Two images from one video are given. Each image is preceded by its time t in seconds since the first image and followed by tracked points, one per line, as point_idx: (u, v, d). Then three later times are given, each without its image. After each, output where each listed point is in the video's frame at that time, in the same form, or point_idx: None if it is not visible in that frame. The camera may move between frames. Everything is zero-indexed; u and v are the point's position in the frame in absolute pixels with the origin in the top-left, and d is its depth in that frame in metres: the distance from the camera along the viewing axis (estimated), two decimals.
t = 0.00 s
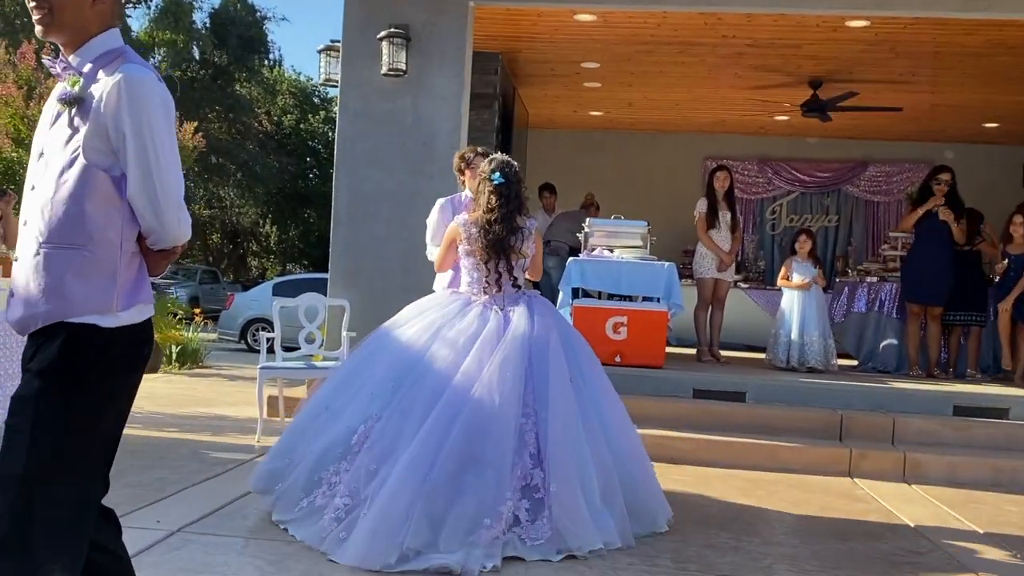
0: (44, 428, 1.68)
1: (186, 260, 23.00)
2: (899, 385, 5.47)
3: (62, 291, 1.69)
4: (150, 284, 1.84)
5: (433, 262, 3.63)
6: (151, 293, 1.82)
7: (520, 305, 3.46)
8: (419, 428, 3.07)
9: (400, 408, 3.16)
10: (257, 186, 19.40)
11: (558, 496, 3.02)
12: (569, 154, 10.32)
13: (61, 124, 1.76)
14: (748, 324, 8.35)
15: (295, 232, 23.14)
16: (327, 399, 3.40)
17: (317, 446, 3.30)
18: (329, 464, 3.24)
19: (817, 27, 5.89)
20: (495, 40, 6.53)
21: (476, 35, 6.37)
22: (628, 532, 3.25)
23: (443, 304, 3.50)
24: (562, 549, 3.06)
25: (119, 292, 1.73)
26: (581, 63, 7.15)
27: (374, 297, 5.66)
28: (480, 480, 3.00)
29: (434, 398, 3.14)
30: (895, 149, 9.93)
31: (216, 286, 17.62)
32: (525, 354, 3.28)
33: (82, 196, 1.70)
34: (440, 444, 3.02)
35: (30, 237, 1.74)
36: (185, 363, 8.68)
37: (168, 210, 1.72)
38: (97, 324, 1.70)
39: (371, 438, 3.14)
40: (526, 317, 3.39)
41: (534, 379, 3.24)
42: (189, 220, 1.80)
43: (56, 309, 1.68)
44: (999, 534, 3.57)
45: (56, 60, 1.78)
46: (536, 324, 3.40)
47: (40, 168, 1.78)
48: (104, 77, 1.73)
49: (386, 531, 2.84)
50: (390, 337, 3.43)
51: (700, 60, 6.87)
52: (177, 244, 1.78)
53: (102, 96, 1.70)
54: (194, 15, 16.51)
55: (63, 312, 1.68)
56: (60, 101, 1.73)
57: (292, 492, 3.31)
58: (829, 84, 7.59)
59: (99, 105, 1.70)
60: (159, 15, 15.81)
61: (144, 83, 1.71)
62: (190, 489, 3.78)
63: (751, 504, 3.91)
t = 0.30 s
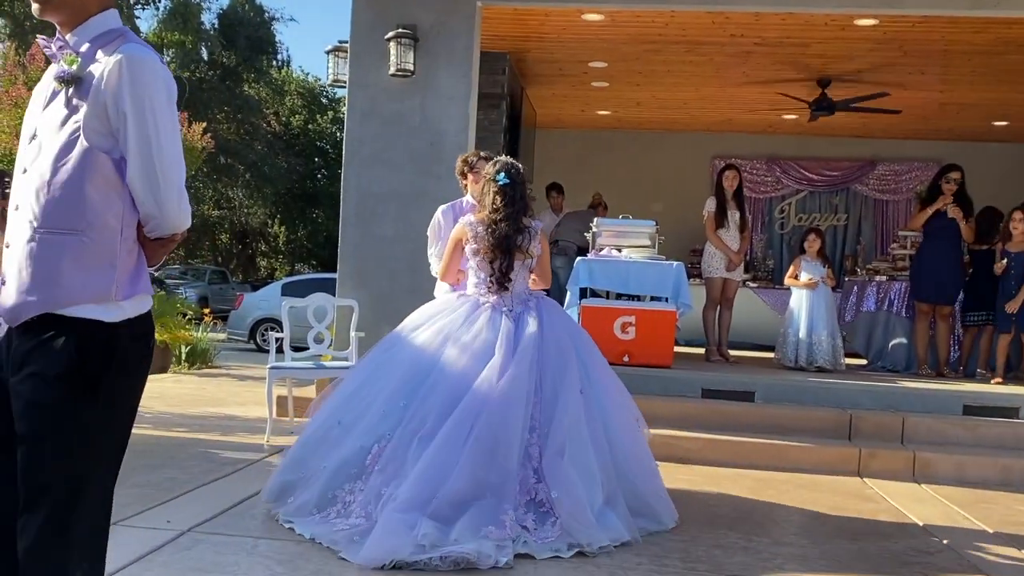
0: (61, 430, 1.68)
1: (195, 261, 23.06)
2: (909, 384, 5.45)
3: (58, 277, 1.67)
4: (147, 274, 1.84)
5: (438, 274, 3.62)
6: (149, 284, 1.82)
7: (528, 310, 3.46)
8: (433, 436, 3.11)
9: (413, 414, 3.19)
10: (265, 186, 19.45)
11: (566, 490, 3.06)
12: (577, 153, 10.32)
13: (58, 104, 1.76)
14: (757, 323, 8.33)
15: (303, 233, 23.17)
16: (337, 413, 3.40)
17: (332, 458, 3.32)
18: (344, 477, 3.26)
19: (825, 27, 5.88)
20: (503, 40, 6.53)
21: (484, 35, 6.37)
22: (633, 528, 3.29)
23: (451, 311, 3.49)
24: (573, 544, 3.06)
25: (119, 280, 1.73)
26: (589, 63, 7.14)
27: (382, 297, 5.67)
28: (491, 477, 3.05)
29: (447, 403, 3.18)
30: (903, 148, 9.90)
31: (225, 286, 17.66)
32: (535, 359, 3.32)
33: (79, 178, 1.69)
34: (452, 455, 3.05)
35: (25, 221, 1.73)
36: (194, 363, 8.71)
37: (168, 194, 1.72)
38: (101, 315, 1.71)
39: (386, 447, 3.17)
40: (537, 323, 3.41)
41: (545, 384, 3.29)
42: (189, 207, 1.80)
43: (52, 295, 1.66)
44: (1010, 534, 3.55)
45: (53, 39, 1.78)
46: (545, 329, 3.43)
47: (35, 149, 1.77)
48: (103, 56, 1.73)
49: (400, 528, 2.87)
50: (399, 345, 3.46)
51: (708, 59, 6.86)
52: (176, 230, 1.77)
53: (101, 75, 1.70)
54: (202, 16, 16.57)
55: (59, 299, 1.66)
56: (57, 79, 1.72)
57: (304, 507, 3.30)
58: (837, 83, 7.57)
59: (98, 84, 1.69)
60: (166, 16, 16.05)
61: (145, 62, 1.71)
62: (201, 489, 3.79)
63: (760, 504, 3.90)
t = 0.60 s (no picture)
0: (68, 431, 1.69)
1: (204, 262, 23.14)
2: (917, 384, 5.43)
3: (69, 282, 1.68)
4: (156, 275, 1.83)
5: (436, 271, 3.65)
6: (158, 286, 1.82)
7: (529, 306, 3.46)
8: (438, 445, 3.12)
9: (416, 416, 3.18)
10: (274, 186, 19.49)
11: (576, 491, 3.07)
12: (584, 153, 10.32)
13: (66, 109, 1.77)
14: (765, 323, 8.31)
15: (311, 233, 23.21)
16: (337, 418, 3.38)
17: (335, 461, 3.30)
18: (348, 479, 3.24)
19: (832, 25, 5.87)
20: (510, 40, 6.53)
21: (491, 35, 6.38)
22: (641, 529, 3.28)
23: (446, 310, 3.48)
24: (582, 545, 3.06)
25: (127, 283, 1.73)
26: (595, 62, 7.14)
27: (390, 297, 5.67)
28: (500, 480, 3.07)
29: (453, 405, 3.19)
30: (911, 148, 9.89)
31: (233, 286, 17.71)
32: (539, 358, 3.32)
33: (86, 183, 1.69)
34: (457, 461, 3.10)
35: (36, 226, 1.74)
36: (203, 363, 8.73)
37: (173, 199, 1.71)
38: (108, 318, 1.71)
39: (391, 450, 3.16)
40: (536, 318, 3.40)
41: (548, 383, 3.29)
42: (196, 210, 1.79)
43: (62, 299, 1.67)
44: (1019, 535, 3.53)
45: (64, 46, 1.79)
46: (547, 325, 3.42)
47: (44, 155, 1.79)
48: (111, 62, 1.73)
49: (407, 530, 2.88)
50: (399, 344, 3.45)
51: (716, 58, 6.85)
52: (182, 233, 1.77)
53: (108, 81, 1.70)
54: (210, 17, 16.58)
55: (70, 302, 1.68)
56: (65, 85, 1.73)
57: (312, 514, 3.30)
58: (845, 82, 7.55)
59: (106, 89, 1.70)
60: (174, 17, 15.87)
61: (151, 67, 1.71)
62: (209, 490, 3.79)
63: (769, 505, 3.89)
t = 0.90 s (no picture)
0: (85, 432, 1.70)
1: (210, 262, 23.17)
2: (924, 384, 5.42)
3: (97, 299, 1.69)
4: (183, 286, 1.83)
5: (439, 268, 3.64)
6: (185, 296, 1.82)
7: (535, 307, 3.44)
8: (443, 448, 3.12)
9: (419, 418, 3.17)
10: (280, 186, 19.51)
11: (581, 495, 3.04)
12: (589, 154, 10.32)
13: (92, 136, 1.78)
14: (772, 323, 8.30)
15: (317, 233, 23.24)
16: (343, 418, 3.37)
17: (336, 462, 3.28)
18: (353, 483, 3.23)
19: (839, 24, 5.85)
20: (516, 40, 6.53)
21: (497, 35, 6.38)
22: (651, 534, 3.23)
23: (449, 309, 3.50)
24: (586, 552, 3.02)
25: (153, 299, 1.73)
26: (601, 62, 7.14)
27: (396, 298, 5.68)
28: (504, 483, 3.06)
29: (459, 407, 3.20)
30: (917, 148, 9.87)
31: (239, 286, 17.74)
32: (541, 359, 3.31)
33: (110, 207, 1.70)
34: (462, 461, 3.11)
35: (70, 245, 1.76)
36: (210, 364, 8.75)
37: (191, 219, 1.71)
38: (131, 329, 1.71)
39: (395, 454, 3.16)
40: (536, 318, 3.39)
41: (552, 384, 3.27)
42: (214, 225, 1.79)
43: (90, 316, 1.69)
44: None
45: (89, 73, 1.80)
46: (547, 325, 3.41)
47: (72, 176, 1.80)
48: (132, 89, 1.74)
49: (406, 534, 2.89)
50: (403, 345, 3.45)
51: (722, 58, 6.84)
52: (203, 247, 1.77)
53: (126, 111, 1.71)
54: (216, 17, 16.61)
55: (98, 318, 1.69)
56: (90, 115, 1.75)
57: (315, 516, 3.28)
58: (851, 80, 7.53)
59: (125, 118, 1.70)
60: (182, 18, 15.79)
61: (167, 95, 1.71)
62: (217, 489, 3.80)
63: (776, 505, 3.88)
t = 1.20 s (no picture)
0: (105, 426, 1.70)
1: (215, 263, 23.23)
2: (929, 385, 5.41)
3: (122, 292, 1.70)
4: (205, 279, 1.83)
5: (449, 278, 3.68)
6: (205, 289, 1.82)
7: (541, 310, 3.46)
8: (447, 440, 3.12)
9: (424, 413, 3.17)
10: (285, 187, 19.54)
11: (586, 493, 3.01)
12: (594, 155, 10.32)
13: (115, 138, 1.79)
14: (777, 324, 8.30)
15: (322, 234, 23.27)
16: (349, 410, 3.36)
17: (340, 458, 3.25)
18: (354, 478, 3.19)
19: (844, 25, 5.85)
20: (521, 41, 6.54)
21: (502, 37, 6.39)
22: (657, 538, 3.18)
23: (455, 311, 3.51)
24: (591, 555, 3.02)
25: (176, 291, 1.74)
26: (606, 63, 7.14)
27: (402, 299, 5.68)
28: (507, 481, 3.06)
29: (464, 401, 3.21)
30: (922, 148, 9.85)
31: (245, 286, 17.79)
32: (545, 359, 3.31)
33: (134, 205, 1.71)
34: (467, 453, 3.10)
35: (95, 242, 1.77)
36: (215, 364, 8.76)
37: (211, 216, 1.72)
38: (154, 321, 1.72)
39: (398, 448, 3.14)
40: (540, 321, 3.40)
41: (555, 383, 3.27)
42: (234, 220, 1.79)
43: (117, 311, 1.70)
44: None
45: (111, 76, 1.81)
46: (550, 327, 3.41)
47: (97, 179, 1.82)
48: (153, 90, 1.74)
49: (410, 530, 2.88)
50: (409, 343, 3.46)
51: (728, 59, 6.83)
52: (223, 241, 1.77)
53: (148, 110, 1.72)
54: (222, 19, 16.64)
55: (123, 310, 1.70)
56: (112, 116, 1.76)
57: (308, 510, 3.20)
58: (856, 81, 7.52)
59: (146, 118, 1.71)
60: (187, 20, 15.87)
61: (186, 95, 1.72)
62: (222, 489, 3.81)
63: (782, 506, 3.88)
